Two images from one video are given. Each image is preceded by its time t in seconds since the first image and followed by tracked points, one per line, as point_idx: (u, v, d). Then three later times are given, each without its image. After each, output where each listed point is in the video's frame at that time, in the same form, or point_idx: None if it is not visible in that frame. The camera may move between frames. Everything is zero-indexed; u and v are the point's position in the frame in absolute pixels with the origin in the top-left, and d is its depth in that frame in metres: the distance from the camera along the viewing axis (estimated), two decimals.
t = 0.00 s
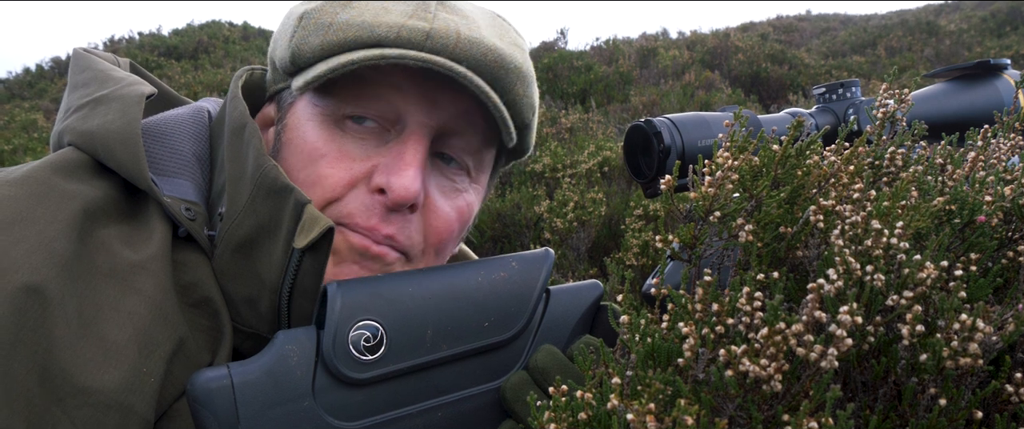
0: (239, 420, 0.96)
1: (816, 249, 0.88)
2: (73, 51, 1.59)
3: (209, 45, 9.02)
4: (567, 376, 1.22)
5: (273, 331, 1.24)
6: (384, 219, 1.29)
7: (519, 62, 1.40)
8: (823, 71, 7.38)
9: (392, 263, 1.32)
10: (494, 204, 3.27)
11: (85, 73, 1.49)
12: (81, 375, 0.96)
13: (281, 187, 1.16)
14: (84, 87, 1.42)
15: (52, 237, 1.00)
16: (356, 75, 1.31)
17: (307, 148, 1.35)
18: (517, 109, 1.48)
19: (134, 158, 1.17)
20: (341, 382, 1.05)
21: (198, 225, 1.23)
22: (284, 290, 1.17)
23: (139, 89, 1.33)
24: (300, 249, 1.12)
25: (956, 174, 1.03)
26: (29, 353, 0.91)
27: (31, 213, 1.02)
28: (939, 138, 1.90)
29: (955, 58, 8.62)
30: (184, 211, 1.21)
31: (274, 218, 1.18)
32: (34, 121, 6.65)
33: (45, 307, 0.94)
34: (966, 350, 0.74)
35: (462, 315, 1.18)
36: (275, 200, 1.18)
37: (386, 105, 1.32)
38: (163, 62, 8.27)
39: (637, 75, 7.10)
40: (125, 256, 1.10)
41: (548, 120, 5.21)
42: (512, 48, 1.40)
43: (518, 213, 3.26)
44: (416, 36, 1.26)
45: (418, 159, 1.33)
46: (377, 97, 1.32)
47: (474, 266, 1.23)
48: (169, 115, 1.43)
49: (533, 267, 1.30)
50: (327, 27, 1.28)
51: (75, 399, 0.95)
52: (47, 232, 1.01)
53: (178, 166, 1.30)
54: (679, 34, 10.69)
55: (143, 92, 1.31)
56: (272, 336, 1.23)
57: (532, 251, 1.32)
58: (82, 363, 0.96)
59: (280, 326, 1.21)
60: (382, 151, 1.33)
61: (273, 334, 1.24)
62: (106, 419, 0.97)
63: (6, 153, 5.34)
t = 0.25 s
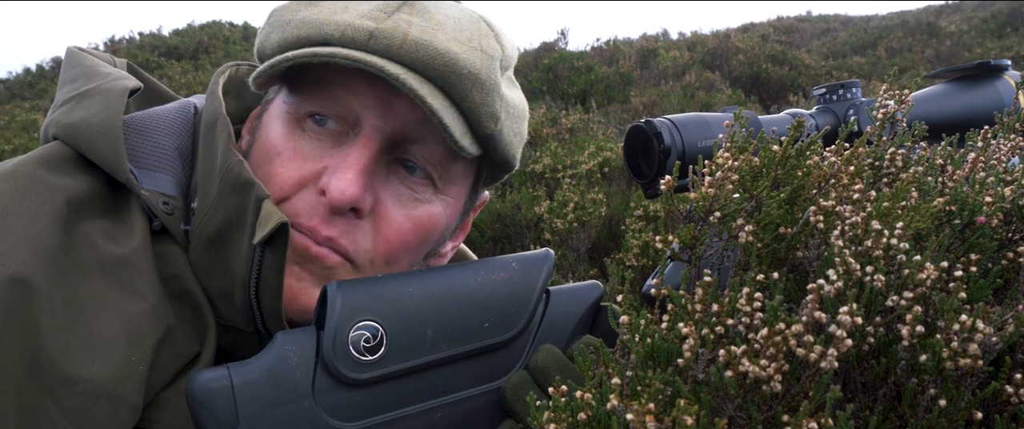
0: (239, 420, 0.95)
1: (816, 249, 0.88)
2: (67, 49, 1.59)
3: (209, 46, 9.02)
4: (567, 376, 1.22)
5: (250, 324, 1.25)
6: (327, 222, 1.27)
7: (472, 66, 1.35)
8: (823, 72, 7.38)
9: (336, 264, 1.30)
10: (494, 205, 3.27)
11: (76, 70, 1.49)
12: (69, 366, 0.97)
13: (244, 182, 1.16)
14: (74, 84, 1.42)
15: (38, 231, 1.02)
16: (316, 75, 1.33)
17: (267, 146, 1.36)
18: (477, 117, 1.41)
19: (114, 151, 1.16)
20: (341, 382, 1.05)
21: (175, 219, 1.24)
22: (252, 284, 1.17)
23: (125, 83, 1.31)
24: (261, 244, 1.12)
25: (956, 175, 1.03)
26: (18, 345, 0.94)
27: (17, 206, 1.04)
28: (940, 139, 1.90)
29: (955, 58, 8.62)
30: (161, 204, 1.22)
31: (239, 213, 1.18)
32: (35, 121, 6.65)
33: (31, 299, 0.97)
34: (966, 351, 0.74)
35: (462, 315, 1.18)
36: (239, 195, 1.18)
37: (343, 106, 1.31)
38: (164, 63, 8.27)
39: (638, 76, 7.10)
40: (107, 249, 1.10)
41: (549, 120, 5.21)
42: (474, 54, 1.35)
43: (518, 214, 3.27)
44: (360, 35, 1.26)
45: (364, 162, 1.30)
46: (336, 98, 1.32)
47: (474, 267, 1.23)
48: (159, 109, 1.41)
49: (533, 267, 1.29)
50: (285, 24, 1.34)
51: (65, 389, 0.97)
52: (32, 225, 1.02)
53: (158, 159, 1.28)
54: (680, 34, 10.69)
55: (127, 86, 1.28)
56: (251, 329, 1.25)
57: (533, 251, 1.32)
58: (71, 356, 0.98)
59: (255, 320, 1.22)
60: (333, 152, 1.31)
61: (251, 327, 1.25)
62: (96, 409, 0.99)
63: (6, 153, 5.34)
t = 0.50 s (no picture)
0: (240, 420, 0.95)
1: (817, 249, 0.88)
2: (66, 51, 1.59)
3: (209, 46, 9.03)
4: (568, 376, 1.23)
5: (255, 328, 1.24)
6: (341, 226, 1.28)
7: (487, 70, 1.37)
8: (823, 72, 7.38)
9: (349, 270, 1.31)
10: (494, 205, 3.28)
11: (76, 72, 1.49)
12: (73, 370, 0.97)
13: (253, 187, 1.17)
14: (74, 86, 1.42)
15: (43, 235, 1.02)
16: (330, 79, 1.34)
17: (279, 151, 1.36)
18: (490, 119, 1.44)
19: (119, 155, 1.16)
20: (341, 382, 1.05)
21: (180, 223, 1.24)
22: (259, 289, 1.17)
23: (128, 86, 1.31)
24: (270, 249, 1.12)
25: (957, 175, 1.03)
26: (21, 351, 0.94)
27: (21, 210, 1.04)
28: (940, 139, 1.90)
29: (955, 58, 8.62)
30: (167, 209, 1.22)
31: (248, 218, 1.19)
32: (35, 121, 6.65)
33: (36, 304, 0.97)
34: (968, 350, 0.74)
35: (462, 316, 1.18)
36: (248, 200, 1.18)
37: (356, 110, 1.33)
38: (164, 63, 8.28)
39: (638, 76, 7.10)
40: (113, 254, 1.10)
41: (549, 120, 5.21)
42: (486, 57, 1.38)
43: (519, 214, 3.27)
44: (376, 38, 1.27)
45: (378, 165, 1.31)
46: (348, 102, 1.33)
47: (474, 267, 1.23)
48: (161, 112, 1.42)
49: (534, 268, 1.29)
50: (298, 27, 1.34)
51: (69, 394, 0.97)
52: (37, 230, 1.02)
53: (163, 163, 1.29)
54: (680, 35, 10.69)
55: (131, 90, 1.28)
56: (257, 334, 1.24)
57: (533, 251, 1.32)
58: (75, 360, 0.98)
59: (260, 325, 1.22)
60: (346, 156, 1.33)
61: (256, 332, 1.25)
62: (99, 413, 0.99)
63: (6, 153, 5.34)
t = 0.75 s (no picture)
0: (240, 422, 0.96)
1: (816, 251, 0.88)
2: (66, 54, 1.59)
3: (210, 47, 9.04)
4: (567, 377, 1.22)
5: (258, 330, 1.25)
6: (366, 217, 1.30)
7: (503, 61, 1.45)
8: (824, 73, 7.38)
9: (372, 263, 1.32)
10: (493, 207, 3.29)
11: (77, 75, 1.49)
12: (73, 374, 0.98)
13: (261, 187, 1.18)
14: (75, 89, 1.43)
15: (43, 239, 1.03)
16: (347, 74, 1.38)
17: (295, 148, 1.38)
18: (504, 108, 1.50)
19: (122, 158, 1.17)
20: (341, 384, 1.06)
21: (184, 225, 1.24)
22: (265, 290, 1.18)
23: (129, 89, 1.33)
24: (277, 250, 1.12)
25: (956, 176, 1.03)
26: (21, 354, 0.94)
27: (22, 214, 1.04)
28: (940, 140, 1.90)
29: (956, 58, 8.61)
30: (170, 211, 1.22)
31: (254, 219, 1.19)
32: (36, 122, 6.66)
33: (35, 307, 0.97)
34: (966, 352, 0.74)
35: (462, 316, 1.18)
36: (254, 201, 1.19)
37: (375, 103, 1.37)
38: (165, 63, 8.28)
39: (638, 77, 7.10)
40: (114, 256, 1.11)
41: (549, 121, 5.21)
42: (498, 49, 1.45)
43: (519, 214, 3.27)
44: (399, 32, 1.32)
45: (401, 155, 1.36)
46: (366, 95, 1.38)
47: (474, 268, 1.23)
48: (161, 115, 1.42)
49: (534, 268, 1.29)
50: (314, 23, 1.36)
51: (68, 397, 0.97)
52: (37, 233, 1.03)
53: (165, 166, 1.29)
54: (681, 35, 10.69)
55: (132, 92, 1.29)
56: (260, 336, 1.25)
57: (532, 252, 1.32)
58: (75, 363, 0.98)
59: (265, 326, 1.22)
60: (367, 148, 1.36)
61: (260, 333, 1.25)
62: (99, 417, 0.99)
63: (7, 154, 5.35)
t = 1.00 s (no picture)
0: (242, 420, 0.96)
1: (818, 249, 0.88)
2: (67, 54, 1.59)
3: (210, 47, 9.03)
4: (569, 375, 1.22)
5: (263, 327, 1.24)
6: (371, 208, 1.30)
7: (504, 54, 1.45)
8: (824, 73, 7.38)
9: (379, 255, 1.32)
10: (494, 206, 3.28)
11: (79, 74, 1.49)
12: (77, 370, 0.97)
13: (264, 183, 1.18)
14: (78, 88, 1.43)
15: (48, 236, 1.03)
16: (348, 67, 1.38)
17: (298, 141, 1.37)
18: (505, 101, 1.51)
19: (126, 156, 1.17)
20: (342, 382, 1.05)
21: (187, 222, 1.24)
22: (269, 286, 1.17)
23: (132, 88, 1.33)
24: (281, 245, 1.12)
25: (958, 175, 1.03)
26: (26, 350, 0.94)
27: (26, 212, 1.04)
28: (942, 139, 1.90)
29: (956, 59, 8.61)
30: (173, 208, 1.22)
31: (258, 215, 1.19)
32: (36, 121, 6.66)
33: (40, 303, 0.97)
34: (969, 350, 0.74)
35: (464, 315, 1.18)
36: (258, 197, 1.19)
37: (377, 95, 1.37)
38: (165, 63, 8.28)
39: (639, 77, 7.10)
40: (118, 253, 1.11)
41: (550, 121, 5.21)
42: (499, 42, 1.46)
43: (520, 214, 3.27)
44: (401, 26, 1.32)
45: (405, 146, 1.36)
46: (369, 88, 1.38)
47: (475, 267, 1.23)
48: (164, 114, 1.42)
49: (535, 267, 1.29)
50: (316, 19, 1.36)
51: (72, 393, 0.96)
52: (41, 230, 1.03)
53: (169, 164, 1.29)
54: (681, 35, 10.70)
55: (135, 91, 1.30)
56: (265, 332, 1.24)
57: (534, 251, 1.32)
58: (79, 359, 0.98)
59: (269, 323, 1.21)
60: (370, 140, 1.36)
61: (264, 330, 1.24)
62: (103, 413, 0.98)
63: (7, 154, 5.35)
